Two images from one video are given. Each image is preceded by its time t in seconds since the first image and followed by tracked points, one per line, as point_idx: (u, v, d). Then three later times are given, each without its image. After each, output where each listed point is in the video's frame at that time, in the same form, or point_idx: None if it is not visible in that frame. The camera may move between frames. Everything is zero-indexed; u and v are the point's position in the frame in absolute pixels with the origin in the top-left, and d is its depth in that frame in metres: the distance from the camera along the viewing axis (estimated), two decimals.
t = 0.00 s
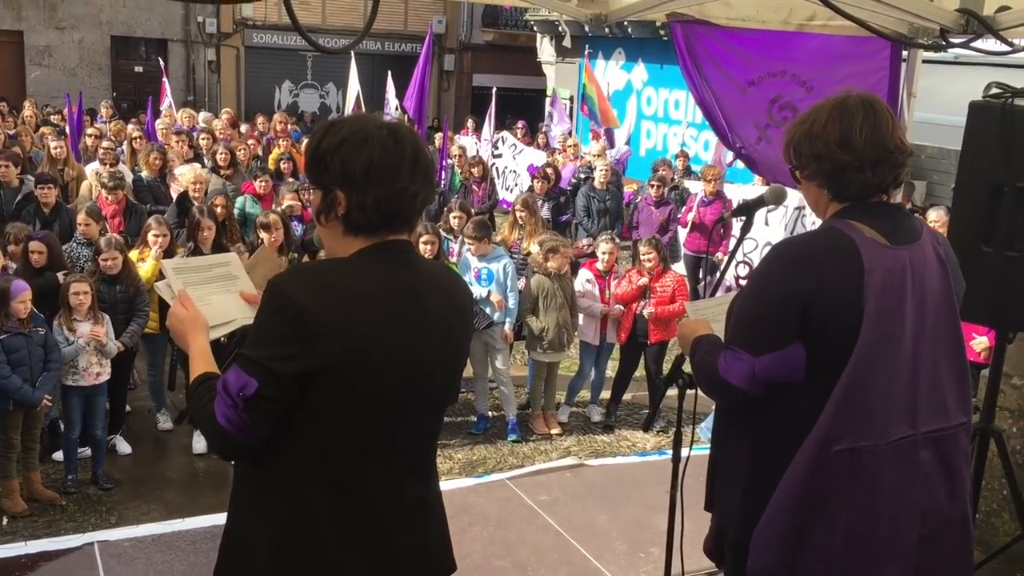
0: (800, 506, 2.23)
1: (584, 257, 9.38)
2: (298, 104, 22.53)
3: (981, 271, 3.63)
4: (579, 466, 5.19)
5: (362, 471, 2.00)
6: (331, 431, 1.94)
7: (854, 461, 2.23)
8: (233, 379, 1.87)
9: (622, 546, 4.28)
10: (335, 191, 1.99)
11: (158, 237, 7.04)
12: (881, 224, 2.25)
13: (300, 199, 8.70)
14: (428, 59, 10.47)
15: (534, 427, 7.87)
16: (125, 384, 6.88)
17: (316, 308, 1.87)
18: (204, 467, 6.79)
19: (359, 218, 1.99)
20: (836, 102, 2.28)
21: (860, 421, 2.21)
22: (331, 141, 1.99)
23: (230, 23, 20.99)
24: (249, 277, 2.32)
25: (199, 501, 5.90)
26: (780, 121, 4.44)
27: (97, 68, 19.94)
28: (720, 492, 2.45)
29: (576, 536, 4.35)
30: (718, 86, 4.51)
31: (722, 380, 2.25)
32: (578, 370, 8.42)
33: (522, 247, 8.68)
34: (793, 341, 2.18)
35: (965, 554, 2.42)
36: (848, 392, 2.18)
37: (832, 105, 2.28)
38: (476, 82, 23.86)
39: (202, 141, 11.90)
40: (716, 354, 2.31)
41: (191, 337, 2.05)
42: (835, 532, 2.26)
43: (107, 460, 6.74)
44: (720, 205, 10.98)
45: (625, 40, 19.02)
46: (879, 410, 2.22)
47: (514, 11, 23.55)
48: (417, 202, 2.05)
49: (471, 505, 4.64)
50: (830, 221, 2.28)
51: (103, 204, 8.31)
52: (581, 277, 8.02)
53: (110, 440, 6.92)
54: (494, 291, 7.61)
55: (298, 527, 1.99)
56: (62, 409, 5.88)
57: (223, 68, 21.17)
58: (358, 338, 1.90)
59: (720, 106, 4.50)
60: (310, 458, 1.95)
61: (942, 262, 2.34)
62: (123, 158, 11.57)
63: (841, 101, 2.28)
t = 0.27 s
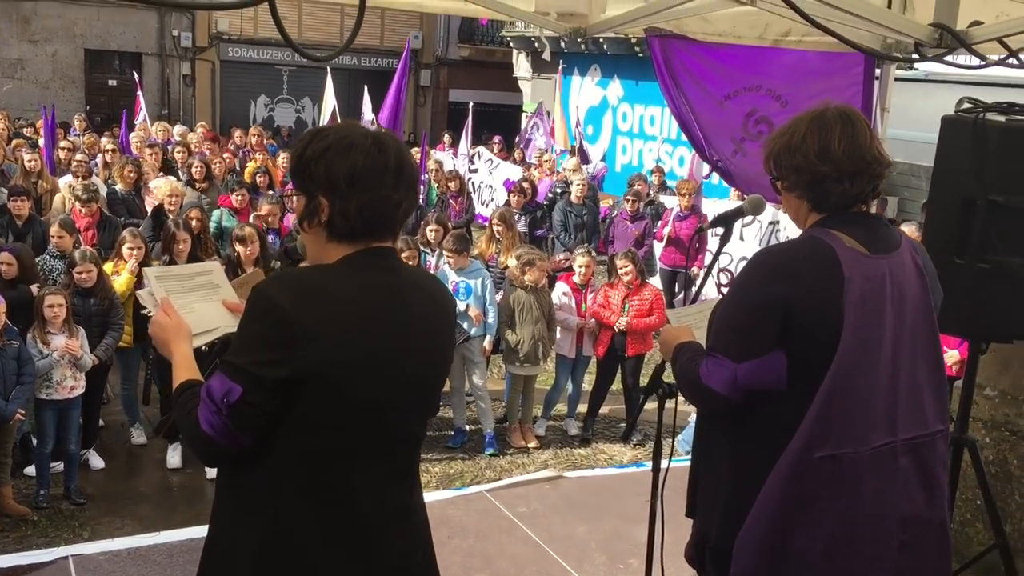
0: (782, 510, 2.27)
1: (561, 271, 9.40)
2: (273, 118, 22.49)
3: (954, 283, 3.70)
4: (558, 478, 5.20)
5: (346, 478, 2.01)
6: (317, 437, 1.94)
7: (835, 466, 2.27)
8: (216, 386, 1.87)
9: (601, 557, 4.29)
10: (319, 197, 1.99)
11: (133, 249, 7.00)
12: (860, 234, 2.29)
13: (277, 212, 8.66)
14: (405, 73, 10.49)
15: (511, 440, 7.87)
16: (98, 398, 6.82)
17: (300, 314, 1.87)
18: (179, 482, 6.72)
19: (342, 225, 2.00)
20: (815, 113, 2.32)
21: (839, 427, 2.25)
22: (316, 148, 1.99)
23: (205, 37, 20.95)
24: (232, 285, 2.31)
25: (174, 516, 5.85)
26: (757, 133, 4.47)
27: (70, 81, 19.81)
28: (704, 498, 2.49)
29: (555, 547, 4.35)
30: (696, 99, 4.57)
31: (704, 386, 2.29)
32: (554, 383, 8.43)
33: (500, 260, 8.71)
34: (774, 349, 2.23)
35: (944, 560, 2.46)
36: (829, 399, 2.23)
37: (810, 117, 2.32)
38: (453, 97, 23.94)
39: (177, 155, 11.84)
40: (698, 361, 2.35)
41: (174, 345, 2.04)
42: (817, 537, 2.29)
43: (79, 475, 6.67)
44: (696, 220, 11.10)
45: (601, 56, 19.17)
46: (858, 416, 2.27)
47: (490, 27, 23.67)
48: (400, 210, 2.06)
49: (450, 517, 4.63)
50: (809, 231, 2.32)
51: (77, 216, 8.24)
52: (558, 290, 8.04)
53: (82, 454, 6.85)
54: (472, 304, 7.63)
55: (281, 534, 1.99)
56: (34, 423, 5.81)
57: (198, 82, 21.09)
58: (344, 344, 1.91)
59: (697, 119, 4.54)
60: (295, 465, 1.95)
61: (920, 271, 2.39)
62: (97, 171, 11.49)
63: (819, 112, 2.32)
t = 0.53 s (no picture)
0: (761, 528, 2.32)
1: (524, 297, 9.41)
2: (232, 145, 22.16)
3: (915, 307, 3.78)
4: (525, 502, 5.18)
5: (326, 491, 1.99)
6: (297, 449, 1.92)
7: (811, 482, 2.32)
8: (196, 397, 1.85)
9: None
10: (301, 210, 1.99)
11: (91, 272, 6.90)
12: (836, 253, 2.35)
13: (240, 235, 8.58)
14: (368, 100, 10.52)
15: (474, 466, 7.84)
16: (54, 424, 6.68)
17: (283, 324, 1.86)
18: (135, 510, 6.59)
19: (324, 237, 1.99)
20: (790, 136, 2.38)
21: (816, 444, 2.30)
22: (298, 161, 1.99)
23: (164, 62, 20.80)
24: (209, 301, 2.29)
25: (131, 544, 5.72)
26: (721, 160, 4.71)
27: (25, 104, 19.52)
28: (681, 515, 2.53)
29: (524, 571, 4.33)
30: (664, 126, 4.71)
31: (683, 403, 2.34)
32: (518, 409, 8.41)
33: (463, 286, 8.73)
34: (752, 366, 2.28)
35: None
36: (806, 415, 2.27)
37: (785, 139, 2.39)
38: (414, 126, 24.01)
39: (135, 179, 11.70)
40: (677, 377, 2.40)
41: (151, 359, 2.02)
42: (794, 554, 2.34)
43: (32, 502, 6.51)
44: (657, 247, 11.19)
45: (562, 86, 19.38)
46: (834, 434, 2.32)
47: (452, 57, 23.83)
48: (382, 223, 2.05)
49: (416, 541, 4.59)
50: (785, 250, 2.38)
51: (33, 239, 8.09)
52: (520, 315, 8.06)
53: (35, 481, 6.69)
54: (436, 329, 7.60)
55: (259, 549, 1.96)
56: None
57: (155, 108, 20.90)
58: (328, 357, 1.90)
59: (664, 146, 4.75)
60: (275, 477, 1.93)
61: (892, 291, 2.45)
62: (52, 194, 11.31)
63: (794, 134, 2.38)
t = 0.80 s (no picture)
0: (756, 529, 2.38)
1: (487, 322, 9.40)
2: (186, 172, 21.81)
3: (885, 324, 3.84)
4: (496, 523, 5.15)
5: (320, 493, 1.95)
6: (295, 449, 1.89)
7: (804, 486, 2.39)
8: (193, 394, 1.81)
9: None
10: (297, 206, 1.96)
11: (47, 294, 6.74)
12: (827, 261, 2.45)
13: (201, 258, 8.48)
14: (329, 126, 10.53)
15: (438, 492, 7.77)
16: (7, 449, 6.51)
17: (281, 321, 1.83)
18: (91, 538, 6.43)
19: (319, 233, 1.96)
20: (778, 144, 2.47)
21: (808, 448, 2.38)
22: (295, 157, 1.98)
23: (118, 88, 20.57)
24: (198, 304, 2.25)
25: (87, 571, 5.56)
26: (692, 180, 4.85)
27: None
28: (673, 520, 2.58)
29: None
30: (638, 148, 4.78)
31: (677, 407, 2.40)
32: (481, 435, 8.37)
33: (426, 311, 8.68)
34: (748, 369, 2.35)
35: None
36: (798, 419, 2.35)
37: (773, 147, 2.47)
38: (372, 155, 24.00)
39: (89, 203, 11.50)
40: (669, 381, 2.46)
41: (142, 359, 1.98)
42: (787, 556, 2.40)
43: None
44: (617, 274, 11.28)
45: (521, 117, 19.54)
46: (824, 438, 2.39)
47: (410, 86, 23.93)
48: (377, 220, 2.02)
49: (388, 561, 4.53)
50: (777, 256, 2.46)
51: None
52: (485, 339, 8.03)
53: None
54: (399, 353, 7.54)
55: (253, 551, 1.93)
56: None
57: (108, 134, 20.60)
58: (329, 354, 1.88)
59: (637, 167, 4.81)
60: (271, 478, 1.90)
61: (879, 298, 2.55)
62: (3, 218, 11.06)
63: (781, 143, 2.47)
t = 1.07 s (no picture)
0: (766, 535, 2.40)
1: (466, 340, 9.37)
2: (156, 193, 21.60)
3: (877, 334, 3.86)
4: (484, 539, 5.11)
5: (340, 499, 1.94)
6: (310, 455, 1.87)
7: (814, 491, 2.42)
8: (212, 399, 1.79)
9: None
10: (315, 211, 1.95)
11: (22, 313, 6.60)
12: (835, 267, 2.51)
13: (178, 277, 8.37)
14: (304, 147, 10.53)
15: (419, 511, 7.70)
16: None
17: (304, 325, 1.83)
18: (68, 561, 6.32)
19: (338, 237, 1.95)
20: (783, 154, 2.53)
21: (817, 454, 2.41)
22: (312, 162, 1.96)
23: (87, 108, 20.38)
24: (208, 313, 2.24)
25: None
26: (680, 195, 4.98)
27: None
28: (681, 527, 2.59)
29: None
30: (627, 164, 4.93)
31: (687, 414, 2.40)
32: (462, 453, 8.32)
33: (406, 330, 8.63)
34: (755, 377, 2.38)
35: None
36: (808, 425, 2.38)
37: (778, 157, 2.53)
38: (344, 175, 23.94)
39: (61, 223, 11.36)
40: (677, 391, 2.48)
41: (156, 366, 1.96)
42: (797, 563, 2.42)
43: None
44: (594, 292, 11.32)
45: (494, 137, 19.61)
46: (832, 444, 2.42)
47: (382, 108, 23.95)
48: (395, 223, 2.02)
49: None
50: (785, 262, 2.52)
51: None
52: (466, 357, 7.96)
53: None
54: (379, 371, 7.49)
55: (270, 559, 1.90)
56: None
57: (77, 154, 20.37)
58: (351, 358, 1.88)
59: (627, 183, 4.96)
60: (290, 486, 1.88)
61: (883, 305, 2.59)
62: None
63: (788, 153, 2.53)
